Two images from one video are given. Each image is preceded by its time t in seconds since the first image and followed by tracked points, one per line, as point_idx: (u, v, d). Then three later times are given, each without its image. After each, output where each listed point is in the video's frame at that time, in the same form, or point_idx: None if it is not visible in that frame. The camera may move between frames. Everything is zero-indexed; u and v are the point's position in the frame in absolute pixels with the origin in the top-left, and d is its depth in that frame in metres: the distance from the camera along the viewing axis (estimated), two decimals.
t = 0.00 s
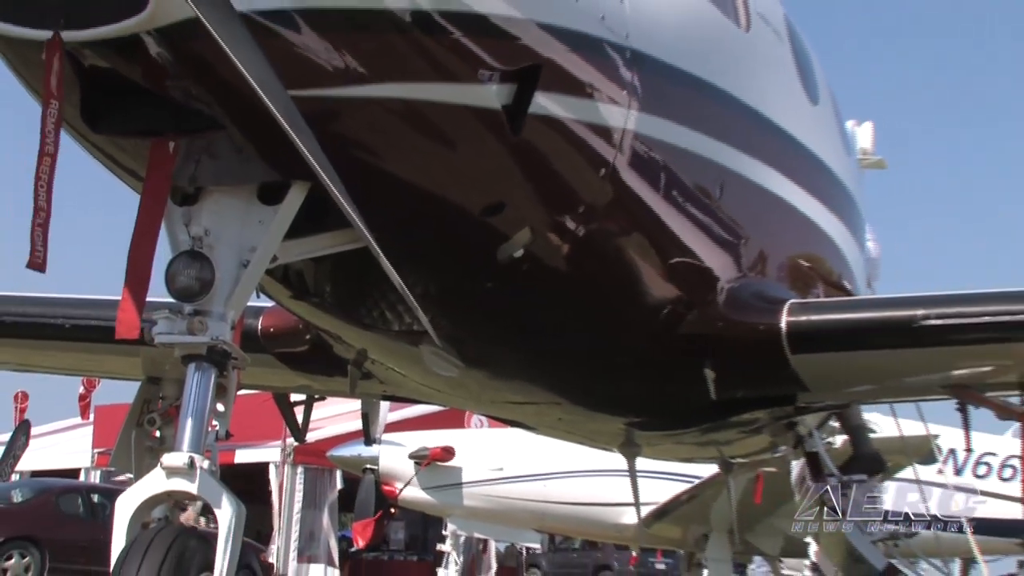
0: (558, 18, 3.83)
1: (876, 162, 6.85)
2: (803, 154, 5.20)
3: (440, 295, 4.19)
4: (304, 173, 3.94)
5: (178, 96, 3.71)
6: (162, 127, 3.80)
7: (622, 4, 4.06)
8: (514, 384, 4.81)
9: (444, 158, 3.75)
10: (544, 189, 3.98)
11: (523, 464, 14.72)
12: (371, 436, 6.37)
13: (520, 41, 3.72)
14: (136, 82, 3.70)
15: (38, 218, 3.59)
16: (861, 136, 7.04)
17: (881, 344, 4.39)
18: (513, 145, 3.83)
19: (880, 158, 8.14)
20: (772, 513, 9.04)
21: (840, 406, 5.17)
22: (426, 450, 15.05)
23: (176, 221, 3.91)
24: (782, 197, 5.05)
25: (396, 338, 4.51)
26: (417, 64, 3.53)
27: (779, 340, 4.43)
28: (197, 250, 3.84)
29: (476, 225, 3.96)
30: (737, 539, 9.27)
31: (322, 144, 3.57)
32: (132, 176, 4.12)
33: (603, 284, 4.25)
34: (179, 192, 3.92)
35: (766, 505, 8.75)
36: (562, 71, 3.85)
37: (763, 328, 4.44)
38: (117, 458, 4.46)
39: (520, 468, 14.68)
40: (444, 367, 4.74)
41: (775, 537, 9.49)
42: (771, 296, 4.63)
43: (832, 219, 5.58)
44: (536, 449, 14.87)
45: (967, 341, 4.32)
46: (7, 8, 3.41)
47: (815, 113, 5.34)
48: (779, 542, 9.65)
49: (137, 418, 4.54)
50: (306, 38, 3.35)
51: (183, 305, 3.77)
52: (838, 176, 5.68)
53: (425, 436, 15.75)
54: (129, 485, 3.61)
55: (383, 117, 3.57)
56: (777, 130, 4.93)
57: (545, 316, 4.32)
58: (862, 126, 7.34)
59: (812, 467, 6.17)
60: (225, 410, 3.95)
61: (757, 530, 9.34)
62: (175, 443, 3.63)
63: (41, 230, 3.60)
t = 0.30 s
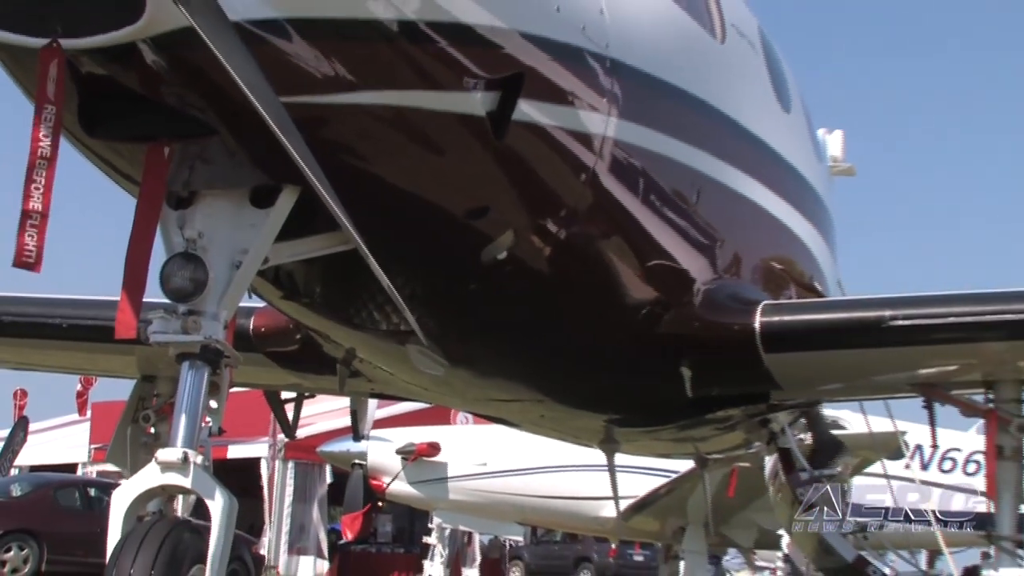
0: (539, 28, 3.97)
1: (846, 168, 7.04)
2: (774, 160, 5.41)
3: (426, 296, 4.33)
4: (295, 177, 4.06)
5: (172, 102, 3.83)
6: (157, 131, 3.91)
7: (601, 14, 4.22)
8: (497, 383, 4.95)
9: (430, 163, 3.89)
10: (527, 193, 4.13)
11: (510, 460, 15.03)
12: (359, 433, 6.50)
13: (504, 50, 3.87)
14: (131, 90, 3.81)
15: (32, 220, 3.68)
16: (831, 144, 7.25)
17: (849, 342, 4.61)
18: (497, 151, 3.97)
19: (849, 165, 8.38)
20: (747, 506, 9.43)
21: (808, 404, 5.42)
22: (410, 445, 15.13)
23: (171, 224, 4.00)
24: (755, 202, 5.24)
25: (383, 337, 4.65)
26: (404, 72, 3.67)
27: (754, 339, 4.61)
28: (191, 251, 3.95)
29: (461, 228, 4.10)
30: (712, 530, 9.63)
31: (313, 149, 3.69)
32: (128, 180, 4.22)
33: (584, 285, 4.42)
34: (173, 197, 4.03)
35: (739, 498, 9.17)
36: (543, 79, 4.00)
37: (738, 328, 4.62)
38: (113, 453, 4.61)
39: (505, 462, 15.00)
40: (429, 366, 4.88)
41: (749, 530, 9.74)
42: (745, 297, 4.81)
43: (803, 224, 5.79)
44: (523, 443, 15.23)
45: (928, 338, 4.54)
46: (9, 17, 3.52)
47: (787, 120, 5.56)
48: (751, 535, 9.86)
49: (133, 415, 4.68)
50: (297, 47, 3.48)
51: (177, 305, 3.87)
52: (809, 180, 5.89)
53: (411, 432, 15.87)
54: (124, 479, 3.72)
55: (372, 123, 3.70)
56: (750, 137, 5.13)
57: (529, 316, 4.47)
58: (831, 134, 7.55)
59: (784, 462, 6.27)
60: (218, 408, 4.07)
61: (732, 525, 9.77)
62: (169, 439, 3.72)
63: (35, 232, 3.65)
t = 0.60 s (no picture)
0: (521, 36, 4.08)
1: (820, 172, 7.19)
2: (749, 165, 5.55)
3: (410, 297, 4.43)
4: (282, 181, 4.15)
5: (161, 106, 3.92)
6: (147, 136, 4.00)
7: (582, 22, 4.33)
8: (479, 382, 5.06)
9: (413, 167, 3.99)
10: (508, 196, 4.24)
11: (495, 459, 15.21)
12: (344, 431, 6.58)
13: (486, 57, 3.97)
14: (123, 95, 3.90)
15: (23, 220, 3.70)
16: (804, 150, 7.40)
17: (821, 342, 4.80)
18: (479, 155, 4.07)
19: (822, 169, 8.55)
20: (722, 501, 9.73)
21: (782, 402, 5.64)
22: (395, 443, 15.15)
23: (161, 227, 4.09)
24: (730, 205, 5.38)
25: (368, 338, 4.75)
26: (387, 78, 3.77)
27: (729, 339, 4.75)
28: (180, 254, 4.04)
29: (444, 231, 4.20)
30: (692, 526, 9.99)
31: (299, 153, 3.79)
32: (119, 183, 4.30)
33: (564, 286, 4.54)
34: (162, 199, 4.10)
35: (716, 494, 9.49)
36: (524, 86, 4.11)
37: (715, 329, 4.75)
38: (103, 450, 4.72)
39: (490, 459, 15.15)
40: (413, 365, 4.98)
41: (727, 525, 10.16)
42: (722, 299, 4.96)
43: (777, 226, 5.93)
44: (510, 442, 15.48)
45: (896, 337, 4.75)
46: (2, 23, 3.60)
47: (760, 125, 5.69)
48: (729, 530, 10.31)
49: (123, 413, 4.79)
50: (284, 54, 3.57)
51: (166, 306, 3.96)
52: (782, 183, 6.03)
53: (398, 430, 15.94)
54: (113, 478, 3.79)
55: (356, 127, 3.79)
56: (725, 142, 5.26)
57: (511, 317, 4.58)
58: (805, 140, 7.70)
59: (760, 461, 6.45)
60: (207, 406, 4.15)
61: (708, 519, 10.09)
62: (159, 438, 3.81)
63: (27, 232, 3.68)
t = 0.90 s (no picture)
0: (509, 44, 4.21)
1: (797, 177, 7.36)
2: (726, 168, 5.78)
3: (400, 298, 4.57)
4: (274, 184, 4.27)
5: (157, 113, 4.02)
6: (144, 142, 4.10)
7: (567, 31, 4.50)
8: (466, 380, 5.23)
9: (403, 171, 4.10)
10: (495, 200, 4.37)
11: (484, 454, 15.41)
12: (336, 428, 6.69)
13: (474, 64, 4.09)
14: (121, 102, 4.00)
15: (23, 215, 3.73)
16: (783, 155, 7.57)
17: (798, 342, 4.98)
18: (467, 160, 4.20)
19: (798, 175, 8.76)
20: (702, 496, 10.19)
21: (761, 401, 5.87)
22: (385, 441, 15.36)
23: (158, 230, 4.21)
24: (707, 208, 5.59)
25: (359, 336, 4.89)
26: (377, 85, 3.87)
27: (710, 340, 4.94)
28: (176, 255, 4.16)
29: (433, 234, 4.33)
30: (673, 520, 10.36)
31: (291, 158, 3.90)
32: (117, 186, 4.41)
33: (549, 287, 4.71)
34: (158, 203, 4.23)
35: (696, 489, 9.94)
36: (510, 93, 4.24)
37: (695, 329, 4.94)
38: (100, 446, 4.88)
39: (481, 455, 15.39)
40: (402, 363, 5.13)
41: (706, 520, 10.69)
42: (703, 299, 5.17)
43: (754, 227, 6.15)
44: (500, 438, 15.78)
45: (875, 336, 4.92)
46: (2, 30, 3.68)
47: (739, 131, 5.95)
48: (709, 524, 10.81)
49: (120, 409, 4.94)
50: (277, 61, 3.63)
51: (162, 307, 4.08)
52: (758, 186, 6.26)
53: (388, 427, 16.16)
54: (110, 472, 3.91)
55: (348, 133, 3.90)
56: (703, 145, 5.49)
57: (498, 317, 4.73)
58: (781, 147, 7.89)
59: (739, 457, 6.68)
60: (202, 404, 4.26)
61: (689, 513, 10.57)
62: (155, 435, 3.93)
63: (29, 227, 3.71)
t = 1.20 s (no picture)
0: (504, 49, 4.29)
1: (786, 180, 7.47)
2: (716, 171, 5.89)
3: (397, 298, 4.66)
4: (273, 185, 4.35)
5: (158, 115, 4.08)
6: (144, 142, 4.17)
7: (560, 37, 4.59)
8: (460, 378, 5.33)
9: (399, 173, 4.19)
10: (489, 201, 4.46)
11: (479, 450, 15.55)
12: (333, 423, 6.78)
13: (469, 69, 4.17)
14: (122, 105, 4.06)
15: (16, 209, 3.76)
16: (771, 158, 7.69)
17: (785, 342, 5.09)
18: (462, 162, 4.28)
19: (786, 178, 8.90)
20: (691, 494, 10.39)
21: (750, 400, 5.98)
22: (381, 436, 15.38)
23: (158, 230, 4.29)
24: (697, 210, 5.70)
25: (356, 335, 4.98)
26: (374, 89, 3.94)
27: (699, 340, 5.07)
28: (176, 256, 4.24)
29: (428, 235, 4.42)
30: (663, 516, 10.52)
31: (290, 161, 3.97)
32: (119, 187, 4.48)
33: (543, 287, 4.82)
34: (158, 203, 4.31)
35: (684, 486, 10.13)
36: (504, 97, 4.33)
37: (685, 328, 5.06)
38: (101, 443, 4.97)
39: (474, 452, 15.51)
40: (397, 361, 5.23)
41: (694, 515, 10.86)
42: (693, 300, 5.29)
43: (742, 229, 6.26)
44: (494, 436, 15.91)
45: (861, 337, 5.01)
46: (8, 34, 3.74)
47: (728, 136, 6.07)
48: (697, 519, 10.97)
49: (121, 407, 5.02)
50: (276, 66, 3.71)
51: (162, 306, 4.16)
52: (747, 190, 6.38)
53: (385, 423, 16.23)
54: (112, 468, 3.99)
55: (345, 136, 3.98)
56: (694, 149, 5.60)
57: (492, 317, 4.83)
58: (770, 151, 8.01)
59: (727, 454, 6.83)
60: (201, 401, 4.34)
61: (678, 509, 10.75)
62: (155, 430, 4.01)
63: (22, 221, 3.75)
